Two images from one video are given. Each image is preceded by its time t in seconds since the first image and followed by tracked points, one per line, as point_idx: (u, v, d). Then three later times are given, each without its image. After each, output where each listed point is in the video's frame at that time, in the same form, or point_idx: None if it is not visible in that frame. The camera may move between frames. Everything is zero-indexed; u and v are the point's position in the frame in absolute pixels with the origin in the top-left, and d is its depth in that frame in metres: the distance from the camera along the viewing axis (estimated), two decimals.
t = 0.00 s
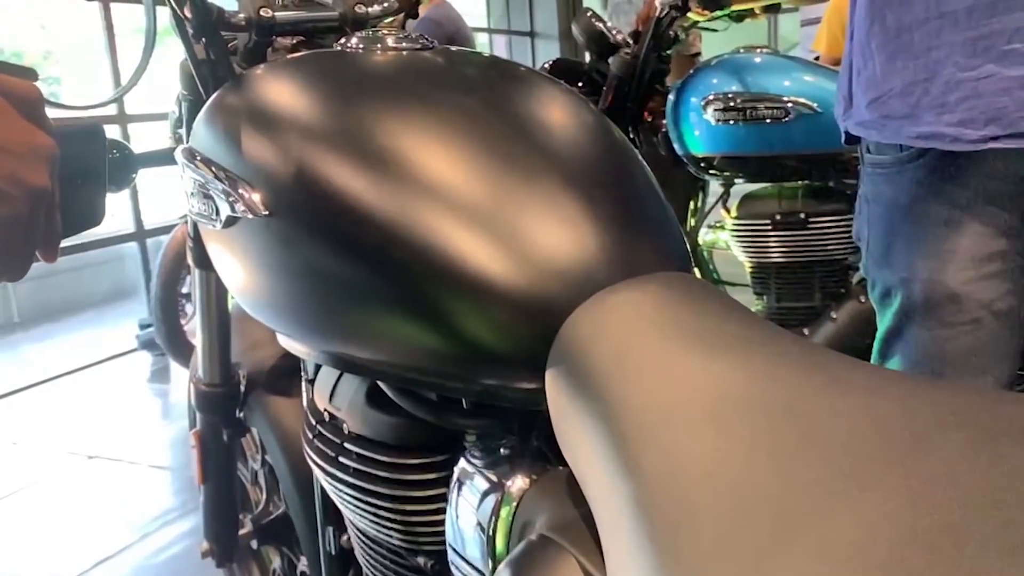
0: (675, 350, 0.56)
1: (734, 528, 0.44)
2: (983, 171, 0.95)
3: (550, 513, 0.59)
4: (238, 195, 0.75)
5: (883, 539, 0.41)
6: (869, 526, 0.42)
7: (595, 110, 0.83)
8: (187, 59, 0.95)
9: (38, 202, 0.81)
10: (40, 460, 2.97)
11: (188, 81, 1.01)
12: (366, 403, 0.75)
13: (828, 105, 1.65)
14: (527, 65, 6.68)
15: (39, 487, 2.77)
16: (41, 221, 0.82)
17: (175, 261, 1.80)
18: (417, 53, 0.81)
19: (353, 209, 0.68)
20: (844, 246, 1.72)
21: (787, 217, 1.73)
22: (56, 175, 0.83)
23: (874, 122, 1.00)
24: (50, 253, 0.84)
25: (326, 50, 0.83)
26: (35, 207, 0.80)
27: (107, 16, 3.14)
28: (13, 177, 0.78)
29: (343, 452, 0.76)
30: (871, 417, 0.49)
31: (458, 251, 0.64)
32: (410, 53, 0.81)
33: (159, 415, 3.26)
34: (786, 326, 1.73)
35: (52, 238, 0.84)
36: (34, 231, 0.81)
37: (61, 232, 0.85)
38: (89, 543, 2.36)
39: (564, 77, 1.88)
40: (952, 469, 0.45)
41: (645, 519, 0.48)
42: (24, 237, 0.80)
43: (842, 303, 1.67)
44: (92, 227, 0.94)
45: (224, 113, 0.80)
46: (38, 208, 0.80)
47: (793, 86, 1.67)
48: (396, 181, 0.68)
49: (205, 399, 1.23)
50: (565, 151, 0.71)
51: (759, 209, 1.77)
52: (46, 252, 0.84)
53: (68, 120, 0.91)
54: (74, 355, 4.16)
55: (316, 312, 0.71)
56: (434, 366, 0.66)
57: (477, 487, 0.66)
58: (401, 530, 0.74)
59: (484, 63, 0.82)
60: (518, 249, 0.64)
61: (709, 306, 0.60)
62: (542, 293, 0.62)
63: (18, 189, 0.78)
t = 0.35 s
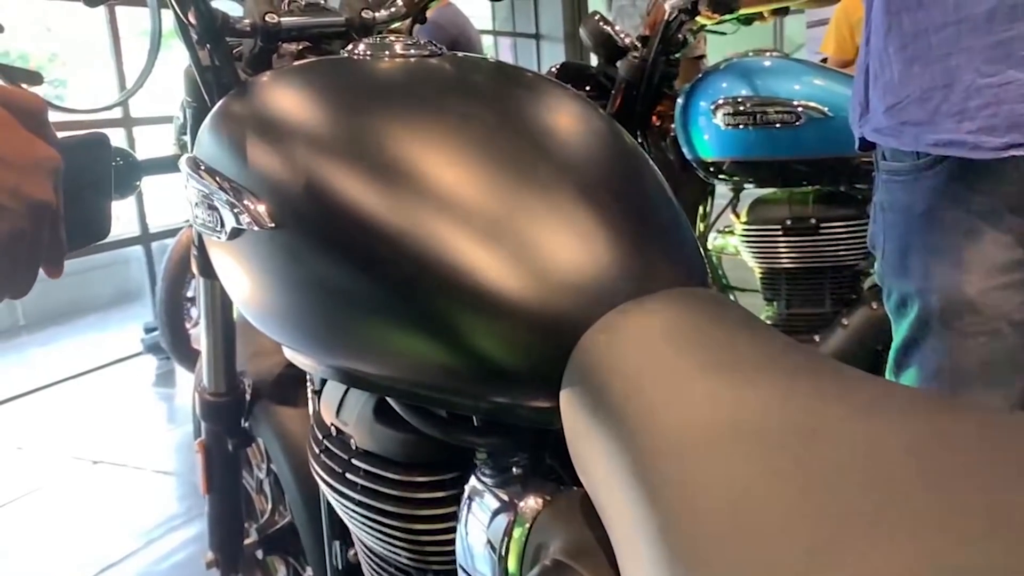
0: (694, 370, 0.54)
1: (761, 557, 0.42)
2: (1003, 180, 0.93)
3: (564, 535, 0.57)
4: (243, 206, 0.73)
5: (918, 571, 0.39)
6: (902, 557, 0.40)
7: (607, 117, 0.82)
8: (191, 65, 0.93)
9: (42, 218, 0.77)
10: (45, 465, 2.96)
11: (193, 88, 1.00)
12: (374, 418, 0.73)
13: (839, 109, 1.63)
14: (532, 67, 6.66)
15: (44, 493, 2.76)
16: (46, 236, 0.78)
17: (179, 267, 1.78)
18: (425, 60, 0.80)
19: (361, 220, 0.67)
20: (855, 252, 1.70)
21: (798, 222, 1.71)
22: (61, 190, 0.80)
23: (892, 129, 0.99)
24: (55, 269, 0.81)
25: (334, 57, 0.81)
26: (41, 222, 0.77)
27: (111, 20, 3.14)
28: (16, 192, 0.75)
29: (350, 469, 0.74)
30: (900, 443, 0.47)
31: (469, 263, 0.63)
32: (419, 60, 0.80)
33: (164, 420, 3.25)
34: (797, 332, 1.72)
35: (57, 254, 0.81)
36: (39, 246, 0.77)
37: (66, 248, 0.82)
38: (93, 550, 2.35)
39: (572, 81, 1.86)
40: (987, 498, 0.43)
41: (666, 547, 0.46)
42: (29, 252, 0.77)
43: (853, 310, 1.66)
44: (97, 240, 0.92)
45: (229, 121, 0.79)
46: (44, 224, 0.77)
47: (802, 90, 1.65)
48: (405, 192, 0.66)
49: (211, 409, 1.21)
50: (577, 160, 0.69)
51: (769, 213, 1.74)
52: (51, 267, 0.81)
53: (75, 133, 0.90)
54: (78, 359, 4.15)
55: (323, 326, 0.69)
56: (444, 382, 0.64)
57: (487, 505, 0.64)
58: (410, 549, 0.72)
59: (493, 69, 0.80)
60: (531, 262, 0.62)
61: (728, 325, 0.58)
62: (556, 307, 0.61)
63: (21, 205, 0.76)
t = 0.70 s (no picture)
0: (712, 387, 0.52)
1: None
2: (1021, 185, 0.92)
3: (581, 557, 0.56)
4: (248, 216, 0.71)
5: None
6: None
7: (617, 122, 0.80)
8: (195, 69, 0.91)
9: (46, 230, 0.75)
10: (50, 467, 2.95)
11: (197, 92, 0.99)
12: (382, 431, 0.72)
13: (849, 112, 1.61)
14: (537, 68, 6.66)
15: (49, 496, 2.75)
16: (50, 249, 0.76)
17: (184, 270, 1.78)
18: (433, 65, 0.78)
19: (369, 230, 0.65)
20: (865, 256, 1.69)
21: (808, 226, 1.69)
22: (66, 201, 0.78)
23: (907, 133, 0.97)
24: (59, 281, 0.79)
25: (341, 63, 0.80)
26: (44, 235, 0.75)
27: (117, 22, 3.15)
28: (20, 206, 0.73)
29: (357, 482, 0.73)
30: (931, 468, 0.46)
31: (479, 274, 0.61)
32: (429, 66, 0.78)
33: (169, 421, 3.25)
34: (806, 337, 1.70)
35: (62, 267, 0.79)
36: (42, 258, 0.75)
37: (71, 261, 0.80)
38: (98, 553, 2.34)
39: (579, 83, 1.85)
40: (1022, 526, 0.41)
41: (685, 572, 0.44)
42: (32, 265, 0.75)
43: (863, 314, 1.64)
44: (104, 252, 0.90)
45: (234, 128, 0.77)
46: (46, 235, 0.75)
47: (811, 92, 1.63)
48: (414, 201, 0.65)
49: (216, 417, 1.20)
50: (589, 168, 0.68)
51: (779, 216, 1.73)
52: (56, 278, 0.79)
53: (81, 142, 0.88)
54: (84, 360, 4.15)
55: (329, 337, 0.68)
56: (454, 397, 0.63)
57: (497, 520, 0.62)
58: (419, 564, 0.71)
59: (502, 74, 0.79)
60: (543, 273, 0.61)
61: (746, 342, 0.57)
62: (569, 320, 0.59)
63: (25, 219, 0.73)
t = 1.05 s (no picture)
0: (734, 407, 0.50)
1: None
2: None
3: None
4: (254, 226, 0.70)
5: None
6: None
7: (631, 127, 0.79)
8: (201, 73, 0.90)
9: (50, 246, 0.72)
10: (56, 469, 2.95)
11: (202, 96, 0.97)
12: (390, 445, 0.70)
13: (862, 113, 1.59)
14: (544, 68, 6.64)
15: (55, 497, 2.74)
16: (53, 264, 0.73)
17: (190, 274, 1.76)
18: (442, 69, 0.77)
19: (377, 240, 0.64)
20: (878, 260, 1.67)
21: (820, 229, 1.67)
22: (68, 213, 0.76)
23: (926, 138, 0.95)
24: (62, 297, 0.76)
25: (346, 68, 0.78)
26: (46, 248, 0.71)
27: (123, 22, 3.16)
28: (21, 219, 0.69)
29: (365, 497, 0.71)
30: (965, 486, 0.44)
31: (492, 287, 0.60)
32: (438, 70, 0.76)
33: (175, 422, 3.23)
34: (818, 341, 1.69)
35: (64, 283, 0.76)
36: (45, 272, 0.72)
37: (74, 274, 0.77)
38: (103, 556, 2.33)
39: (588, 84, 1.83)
40: None
41: None
42: (34, 280, 0.71)
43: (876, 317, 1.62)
44: (107, 264, 0.88)
45: (240, 134, 0.76)
46: (50, 249, 0.72)
47: (823, 92, 1.61)
48: (425, 212, 0.63)
49: (222, 424, 1.19)
50: (603, 176, 0.66)
51: (790, 219, 1.71)
52: (58, 294, 0.76)
53: (85, 152, 0.85)
54: (90, 360, 4.14)
55: (337, 350, 0.66)
56: (465, 412, 0.61)
57: (508, 538, 0.61)
58: None
59: (512, 79, 0.77)
60: (556, 286, 0.59)
61: (769, 359, 0.55)
62: (584, 335, 0.58)
63: (30, 233, 0.70)
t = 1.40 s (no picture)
0: (756, 428, 0.49)
1: None
2: None
3: None
4: (261, 237, 0.68)
5: None
6: None
7: (645, 133, 0.77)
8: (207, 78, 0.90)
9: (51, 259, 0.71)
10: (62, 471, 2.94)
11: (207, 100, 0.95)
12: (398, 460, 0.68)
13: (876, 115, 1.57)
14: (551, 68, 6.62)
15: (61, 499, 2.73)
16: (53, 277, 0.72)
17: (196, 277, 1.75)
18: (452, 75, 0.75)
19: (386, 252, 0.62)
20: (890, 264, 1.64)
21: (832, 232, 1.65)
22: (71, 226, 0.74)
23: (946, 143, 0.94)
24: (64, 311, 0.74)
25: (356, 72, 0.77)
26: (47, 261, 0.70)
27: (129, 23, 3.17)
28: (21, 231, 0.68)
29: (373, 513, 0.70)
30: (997, 515, 0.42)
31: (503, 301, 0.58)
32: (448, 75, 0.75)
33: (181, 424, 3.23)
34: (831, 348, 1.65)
35: (67, 296, 0.74)
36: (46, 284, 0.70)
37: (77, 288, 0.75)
38: (108, 559, 2.31)
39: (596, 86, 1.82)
40: None
41: None
42: (34, 295, 0.70)
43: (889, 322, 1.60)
44: (111, 275, 0.86)
45: (246, 140, 0.74)
46: (50, 262, 0.70)
47: (835, 95, 1.59)
48: (435, 223, 0.61)
49: (229, 431, 1.17)
50: (617, 186, 0.65)
51: (800, 222, 1.69)
52: (60, 308, 0.74)
53: (90, 161, 0.84)
54: (96, 361, 4.14)
55: (344, 363, 0.65)
56: (476, 429, 0.59)
57: (518, 556, 0.60)
58: None
59: (523, 85, 0.76)
60: (570, 300, 0.57)
61: (791, 378, 0.53)
62: (598, 351, 0.56)
63: (29, 246, 0.68)
